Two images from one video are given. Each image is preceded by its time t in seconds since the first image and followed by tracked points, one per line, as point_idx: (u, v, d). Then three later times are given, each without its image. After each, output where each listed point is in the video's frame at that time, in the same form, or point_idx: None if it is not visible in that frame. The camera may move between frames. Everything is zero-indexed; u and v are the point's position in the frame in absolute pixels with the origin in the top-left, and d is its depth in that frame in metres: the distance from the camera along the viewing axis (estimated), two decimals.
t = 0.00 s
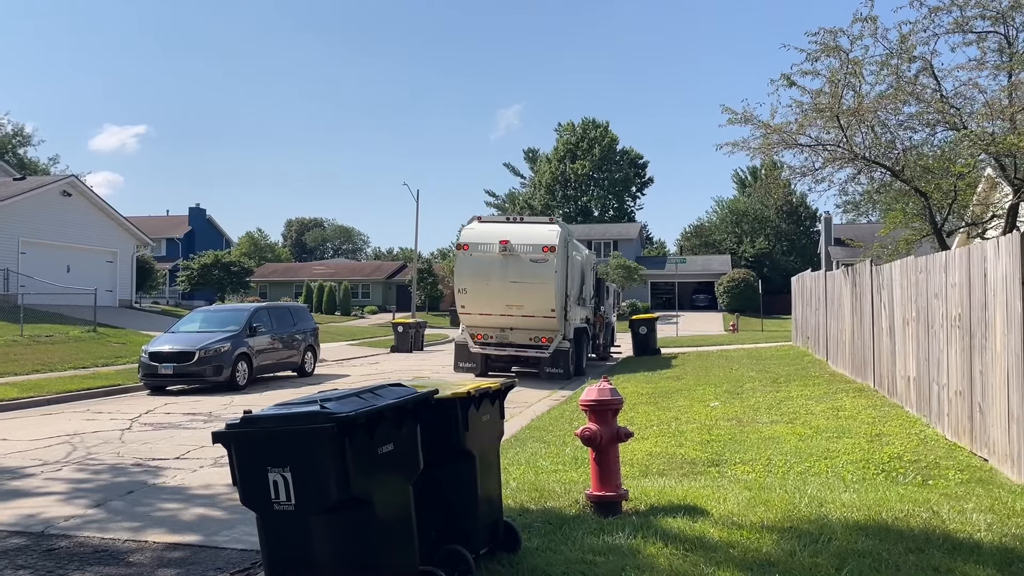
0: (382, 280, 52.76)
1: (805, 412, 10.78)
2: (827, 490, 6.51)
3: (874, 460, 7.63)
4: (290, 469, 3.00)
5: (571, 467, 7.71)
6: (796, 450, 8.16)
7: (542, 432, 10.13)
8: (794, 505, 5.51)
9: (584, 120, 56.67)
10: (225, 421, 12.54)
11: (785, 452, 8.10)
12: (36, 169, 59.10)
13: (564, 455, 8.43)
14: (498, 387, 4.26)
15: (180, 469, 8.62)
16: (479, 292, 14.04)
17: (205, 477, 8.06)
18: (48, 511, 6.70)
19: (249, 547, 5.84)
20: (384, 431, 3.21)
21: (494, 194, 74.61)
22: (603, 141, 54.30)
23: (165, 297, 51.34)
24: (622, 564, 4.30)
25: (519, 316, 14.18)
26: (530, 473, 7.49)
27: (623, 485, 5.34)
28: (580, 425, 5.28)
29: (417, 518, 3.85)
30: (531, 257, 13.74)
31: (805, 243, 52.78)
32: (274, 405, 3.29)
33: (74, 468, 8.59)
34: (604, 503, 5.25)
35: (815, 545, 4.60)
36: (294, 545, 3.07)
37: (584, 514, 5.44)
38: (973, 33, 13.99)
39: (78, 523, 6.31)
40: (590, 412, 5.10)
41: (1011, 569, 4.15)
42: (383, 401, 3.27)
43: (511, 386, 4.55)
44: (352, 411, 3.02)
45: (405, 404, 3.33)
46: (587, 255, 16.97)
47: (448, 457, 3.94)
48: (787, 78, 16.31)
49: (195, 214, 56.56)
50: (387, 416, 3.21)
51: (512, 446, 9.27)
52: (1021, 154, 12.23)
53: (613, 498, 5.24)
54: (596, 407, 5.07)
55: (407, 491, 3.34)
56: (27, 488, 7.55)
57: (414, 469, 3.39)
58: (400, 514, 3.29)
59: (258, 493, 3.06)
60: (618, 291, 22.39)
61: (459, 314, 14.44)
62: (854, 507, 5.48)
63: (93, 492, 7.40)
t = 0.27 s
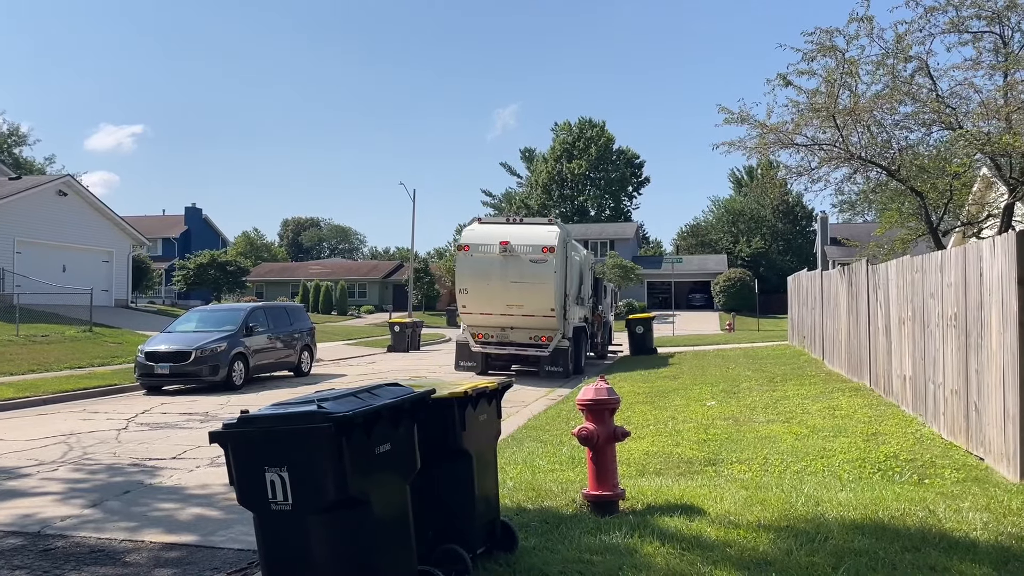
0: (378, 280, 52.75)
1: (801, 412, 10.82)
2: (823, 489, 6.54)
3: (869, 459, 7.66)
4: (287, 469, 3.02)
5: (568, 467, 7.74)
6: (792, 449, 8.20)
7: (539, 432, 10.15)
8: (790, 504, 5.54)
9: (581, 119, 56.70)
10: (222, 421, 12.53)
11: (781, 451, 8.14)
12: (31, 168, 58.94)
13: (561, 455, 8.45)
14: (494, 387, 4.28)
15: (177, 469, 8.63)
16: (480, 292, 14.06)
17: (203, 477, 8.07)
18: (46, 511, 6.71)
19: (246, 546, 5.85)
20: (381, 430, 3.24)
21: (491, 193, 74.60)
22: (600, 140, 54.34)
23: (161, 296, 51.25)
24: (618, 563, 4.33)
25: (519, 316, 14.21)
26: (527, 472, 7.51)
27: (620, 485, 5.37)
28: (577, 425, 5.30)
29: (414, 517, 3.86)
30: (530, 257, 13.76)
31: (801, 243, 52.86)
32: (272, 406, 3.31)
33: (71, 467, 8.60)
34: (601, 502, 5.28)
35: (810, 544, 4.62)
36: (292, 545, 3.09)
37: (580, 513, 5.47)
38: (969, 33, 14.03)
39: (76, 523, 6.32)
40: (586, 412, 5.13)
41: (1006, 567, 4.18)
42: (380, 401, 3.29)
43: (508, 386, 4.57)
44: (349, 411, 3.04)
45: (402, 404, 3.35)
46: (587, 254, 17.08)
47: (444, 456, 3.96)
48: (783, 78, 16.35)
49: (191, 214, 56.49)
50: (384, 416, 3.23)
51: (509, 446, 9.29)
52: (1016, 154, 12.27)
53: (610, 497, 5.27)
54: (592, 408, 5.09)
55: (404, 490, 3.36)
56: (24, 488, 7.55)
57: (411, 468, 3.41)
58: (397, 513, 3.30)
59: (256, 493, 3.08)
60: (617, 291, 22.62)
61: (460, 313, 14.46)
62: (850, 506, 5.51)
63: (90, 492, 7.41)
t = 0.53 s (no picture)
0: (376, 280, 52.71)
1: (799, 411, 10.82)
2: (821, 488, 6.54)
3: (867, 458, 7.67)
4: (285, 469, 3.02)
5: (566, 467, 7.74)
6: (790, 449, 8.21)
7: (537, 432, 10.14)
8: (788, 505, 5.55)
9: (578, 119, 56.73)
10: (219, 421, 12.52)
11: (779, 451, 8.15)
12: (27, 168, 58.79)
13: (559, 455, 8.45)
14: (493, 387, 4.28)
15: (175, 469, 8.63)
16: (482, 292, 14.07)
17: (200, 478, 8.06)
18: (43, 511, 6.70)
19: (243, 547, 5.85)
20: (380, 430, 3.24)
21: (488, 194, 74.60)
22: (597, 140, 54.37)
23: (158, 297, 51.17)
24: (616, 563, 4.33)
25: (520, 316, 14.22)
26: (526, 472, 7.51)
27: (618, 486, 5.38)
28: (575, 426, 5.31)
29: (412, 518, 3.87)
30: (532, 258, 13.77)
31: (799, 242, 52.91)
32: (269, 406, 3.31)
33: (68, 468, 8.58)
34: (601, 503, 5.29)
35: (809, 544, 4.63)
36: (289, 545, 3.09)
37: (577, 513, 5.49)
38: (966, 33, 14.06)
39: (73, 523, 6.32)
40: (585, 412, 5.14)
41: (1003, 567, 4.18)
42: (378, 401, 3.29)
43: (507, 387, 4.58)
44: (347, 411, 3.04)
45: (400, 405, 3.35)
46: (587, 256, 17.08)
47: (442, 456, 3.97)
48: (781, 78, 16.37)
49: (189, 214, 56.47)
50: (382, 416, 3.23)
51: (508, 446, 9.29)
52: (1013, 154, 12.28)
53: (609, 498, 5.28)
54: (590, 409, 5.10)
55: (402, 490, 3.35)
56: (21, 489, 7.54)
57: (409, 469, 3.41)
58: (395, 514, 3.30)
59: (254, 494, 3.08)
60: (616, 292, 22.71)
61: (462, 313, 14.47)
62: (848, 506, 5.51)
63: (88, 492, 7.39)
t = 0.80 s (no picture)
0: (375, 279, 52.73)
1: (798, 411, 10.86)
2: (820, 488, 6.58)
3: (865, 458, 7.72)
4: (284, 469, 3.06)
5: (565, 467, 7.78)
6: (788, 449, 8.25)
7: (536, 432, 10.18)
8: (787, 504, 5.59)
9: (577, 119, 56.76)
10: (218, 421, 12.55)
11: (778, 451, 8.19)
12: (25, 168, 58.76)
13: (559, 455, 8.49)
14: (492, 388, 4.32)
15: (175, 470, 8.66)
16: (484, 292, 14.10)
17: (199, 478, 8.10)
18: (42, 512, 6.73)
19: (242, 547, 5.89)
20: (379, 431, 3.27)
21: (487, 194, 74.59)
22: (596, 140, 54.42)
23: (157, 297, 51.15)
24: (615, 563, 4.37)
25: (522, 316, 14.27)
26: (525, 472, 7.55)
27: (616, 486, 5.42)
28: (574, 427, 5.35)
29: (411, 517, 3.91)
30: (533, 259, 13.83)
31: (798, 242, 52.94)
32: (269, 407, 3.35)
33: (67, 468, 8.62)
34: (600, 503, 5.34)
35: (807, 544, 4.67)
36: (288, 545, 3.12)
37: (577, 513, 5.53)
38: (964, 33, 14.11)
39: (72, 523, 6.36)
40: (584, 413, 5.18)
41: (1001, 566, 4.23)
42: (377, 401, 3.32)
43: (506, 387, 4.62)
44: (346, 412, 3.08)
45: (399, 405, 3.39)
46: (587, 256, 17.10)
47: (441, 456, 4.01)
48: (779, 78, 16.41)
49: (188, 214, 56.49)
50: (381, 417, 3.27)
51: (507, 446, 9.33)
52: (1011, 154, 12.32)
53: (608, 498, 5.33)
54: (589, 410, 5.14)
55: (401, 490, 3.39)
56: (20, 489, 7.57)
57: (407, 469, 3.45)
58: (394, 513, 3.33)
59: (253, 494, 3.12)
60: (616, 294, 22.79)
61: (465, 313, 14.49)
62: (847, 505, 5.55)
63: (87, 493, 7.43)
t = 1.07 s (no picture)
0: (375, 279, 52.79)
1: (798, 411, 10.91)
2: (819, 488, 6.63)
3: (864, 458, 7.77)
4: (284, 470, 3.10)
5: (565, 467, 7.83)
6: (787, 449, 8.30)
7: (536, 432, 10.22)
8: (786, 504, 5.64)
9: (577, 120, 56.83)
10: (218, 422, 12.60)
11: (778, 451, 8.24)
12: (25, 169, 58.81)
13: (560, 455, 8.54)
14: (492, 388, 4.37)
15: (175, 470, 8.71)
16: (485, 292, 14.14)
17: (200, 478, 8.15)
18: (43, 512, 6.78)
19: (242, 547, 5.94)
20: (378, 431, 3.31)
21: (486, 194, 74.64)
22: (596, 140, 54.49)
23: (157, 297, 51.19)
24: (615, 563, 4.42)
25: (523, 317, 14.32)
26: (525, 472, 7.60)
27: (616, 486, 5.47)
28: (574, 427, 5.39)
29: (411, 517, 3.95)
30: (534, 259, 13.87)
31: (797, 242, 52.99)
32: (269, 409, 3.39)
33: (67, 469, 8.66)
34: (599, 503, 5.39)
35: (806, 544, 4.72)
36: (287, 545, 3.17)
37: (576, 513, 5.58)
38: (963, 34, 14.15)
39: (73, 523, 6.41)
40: (584, 413, 5.23)
41: (1001, 566, 4.27)
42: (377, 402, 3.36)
43: (505, 388, 4.66)
44: (345, 412, 3.11)
45: (398, 406, 3.42)
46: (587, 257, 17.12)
47: (441, 456, 4.05)
48: (778, 79, 16.46)
49: (188, 214, 56.57)
50: (380, 417, 3.30)
51: (507, 446, 9.37)
52: (1010, 155, 12.37)
53: (607, 499, 5.38)
54: (588, 410, 5.18)
55: (399, 490, 3.43)
56: (21, 490, 7.62)
57: (406, 469, 3.49)
58: (392, 514, 3.37)
59: (253, 495, 3.16)
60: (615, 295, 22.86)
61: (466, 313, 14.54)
62: (846, 505, 5.60)
63: (87, 493, 7.48)
